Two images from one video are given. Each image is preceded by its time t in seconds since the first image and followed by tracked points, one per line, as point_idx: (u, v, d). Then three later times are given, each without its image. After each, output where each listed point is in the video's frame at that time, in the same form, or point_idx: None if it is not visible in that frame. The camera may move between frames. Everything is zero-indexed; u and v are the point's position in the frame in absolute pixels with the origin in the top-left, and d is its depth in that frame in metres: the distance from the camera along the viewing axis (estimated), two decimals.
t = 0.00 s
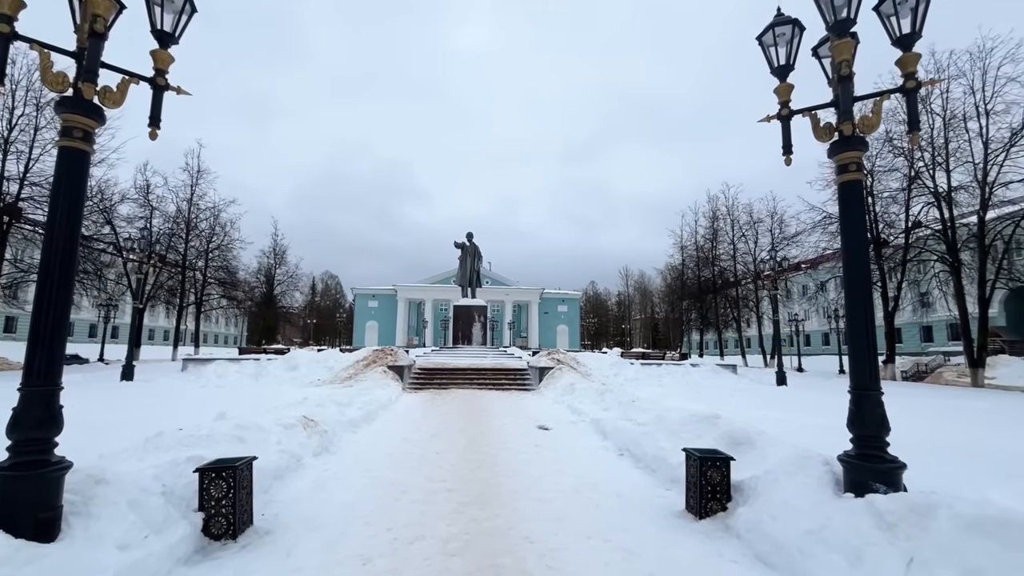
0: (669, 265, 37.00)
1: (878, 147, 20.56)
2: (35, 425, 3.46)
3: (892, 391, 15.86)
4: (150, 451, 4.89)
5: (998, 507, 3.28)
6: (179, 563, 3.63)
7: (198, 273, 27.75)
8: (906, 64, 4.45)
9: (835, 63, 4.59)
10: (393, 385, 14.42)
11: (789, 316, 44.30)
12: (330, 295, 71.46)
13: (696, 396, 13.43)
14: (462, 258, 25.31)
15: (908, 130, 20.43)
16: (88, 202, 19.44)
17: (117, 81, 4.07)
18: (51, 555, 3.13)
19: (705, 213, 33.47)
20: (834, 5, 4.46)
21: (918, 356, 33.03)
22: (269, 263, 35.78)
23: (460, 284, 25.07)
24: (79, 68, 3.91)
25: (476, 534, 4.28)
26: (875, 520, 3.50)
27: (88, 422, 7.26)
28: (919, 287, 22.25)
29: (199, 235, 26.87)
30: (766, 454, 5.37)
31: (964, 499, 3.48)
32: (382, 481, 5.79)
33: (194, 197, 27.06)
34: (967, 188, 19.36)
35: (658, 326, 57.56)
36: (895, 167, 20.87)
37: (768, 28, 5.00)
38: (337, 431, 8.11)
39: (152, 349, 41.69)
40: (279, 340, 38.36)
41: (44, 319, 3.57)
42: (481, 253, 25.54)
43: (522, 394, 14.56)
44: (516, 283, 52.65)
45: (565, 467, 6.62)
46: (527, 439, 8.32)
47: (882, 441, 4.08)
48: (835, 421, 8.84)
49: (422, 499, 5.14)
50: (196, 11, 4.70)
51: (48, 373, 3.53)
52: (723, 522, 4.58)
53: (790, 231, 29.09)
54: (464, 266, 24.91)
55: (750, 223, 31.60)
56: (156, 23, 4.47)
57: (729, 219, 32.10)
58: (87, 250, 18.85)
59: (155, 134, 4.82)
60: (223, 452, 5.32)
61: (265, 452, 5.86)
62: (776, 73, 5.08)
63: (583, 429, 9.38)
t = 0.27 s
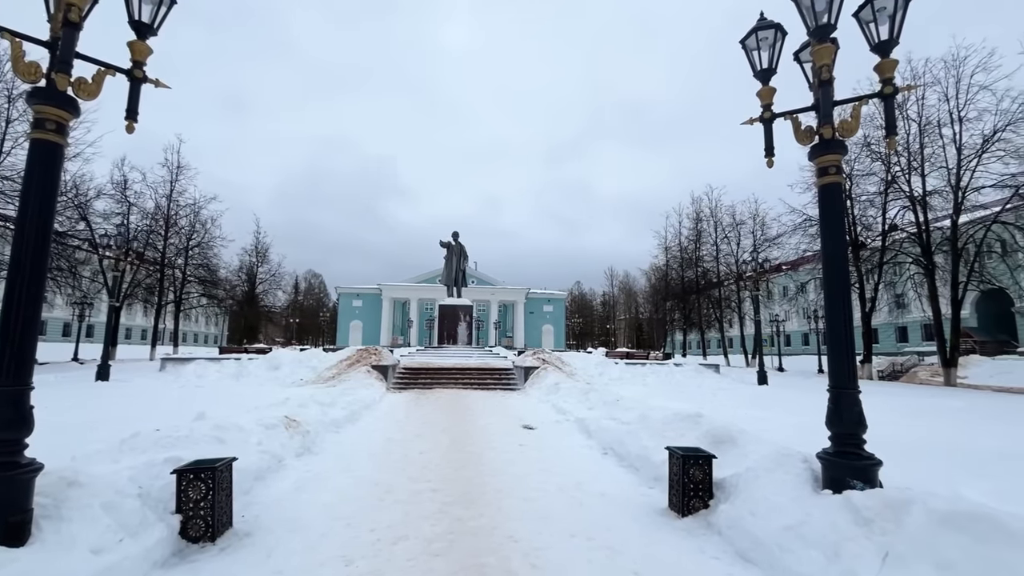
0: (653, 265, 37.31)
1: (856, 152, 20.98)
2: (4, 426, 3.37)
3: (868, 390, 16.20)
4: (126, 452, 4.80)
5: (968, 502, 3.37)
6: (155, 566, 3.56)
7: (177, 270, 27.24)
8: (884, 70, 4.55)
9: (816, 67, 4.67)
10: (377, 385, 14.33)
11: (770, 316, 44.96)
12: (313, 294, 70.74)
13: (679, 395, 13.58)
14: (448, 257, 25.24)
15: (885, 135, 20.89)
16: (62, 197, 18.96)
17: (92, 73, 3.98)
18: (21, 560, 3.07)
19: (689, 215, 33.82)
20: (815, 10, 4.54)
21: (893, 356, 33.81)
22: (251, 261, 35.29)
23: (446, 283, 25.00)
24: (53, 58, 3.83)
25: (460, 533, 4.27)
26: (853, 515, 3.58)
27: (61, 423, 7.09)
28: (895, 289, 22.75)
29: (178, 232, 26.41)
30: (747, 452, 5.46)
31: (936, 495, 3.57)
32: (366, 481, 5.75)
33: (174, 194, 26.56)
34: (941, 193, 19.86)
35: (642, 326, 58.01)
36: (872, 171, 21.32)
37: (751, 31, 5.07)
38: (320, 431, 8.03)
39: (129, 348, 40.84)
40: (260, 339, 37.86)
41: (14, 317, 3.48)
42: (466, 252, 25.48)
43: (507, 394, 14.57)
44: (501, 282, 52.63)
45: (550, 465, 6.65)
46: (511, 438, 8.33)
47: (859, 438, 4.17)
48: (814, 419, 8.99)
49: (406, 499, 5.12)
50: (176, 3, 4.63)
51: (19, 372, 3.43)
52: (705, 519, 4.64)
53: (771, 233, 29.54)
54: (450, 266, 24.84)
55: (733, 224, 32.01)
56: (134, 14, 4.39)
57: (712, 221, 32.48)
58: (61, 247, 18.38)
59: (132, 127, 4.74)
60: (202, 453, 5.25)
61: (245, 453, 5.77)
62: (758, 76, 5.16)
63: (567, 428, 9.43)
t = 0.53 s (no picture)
0: (639, 266, 37.56)
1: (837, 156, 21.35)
2: None
3: (848, 389, 16.51)
4: (102, 454, 4.70)
5: (942, 498, 3.46)
6: (131, 570, 3.50)
7: (157, 268, 26.74)
8: (864, 75, 4.64)
9: (798, 72, 4.75)
10: (362, 385, 14.22)
11: (753, 317, 45.55)
12: (298, 293, 69.97)
13: (664, 395, 13.69)
14: (434, 256, 25.14)
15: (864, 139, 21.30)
16: (37, 192, 18.51)
17: (68, 64, 3.91)
18: None
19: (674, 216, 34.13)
20: (797, 16, 4.61)
21: (872, 356, 34.50)
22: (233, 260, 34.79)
23: (432, 282, 24.90)
24: (26, 49, 3.74)
25: (445, 534, 4.26)
26: (832, 512, 3.65)
27: (34, 424, 6.91)
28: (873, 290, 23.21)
29: (158, 229, 25.95)
30: (729, 450, 5.53)
31: (912, 491, 3.65)
32: (350, 481, 5.70)
33: (154, 190, 26.07)
34: (917, 197, 20.31)
35: (628, 326, 58.41)
36: (852, 175, 21.72)
37: (735, 35, 5.13)
38: (303, 431, 7.95)
39: (106, 348, 40.01)
40: (243, 339, 37.33)
41: None
42: (453, 252, 25.42)
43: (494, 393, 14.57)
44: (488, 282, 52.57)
45: (535, 465, 6.66)
46: (497, 437, 8.34)
47: (837, 436, 4.25)
48: (794, 417, 9.15)
49: (390, 500, 5.09)
50: None
51: None
52: (689, 517, 4.69)
53: (754, 235, 29.94)
54: (436, 265, 24.75)
55: (717, 226, 32.40)
56: (112, 5, 4.32)
57: (697, 222, 32.81)
58: (36, 243, 17.95)
59: (109, 120, 4.66)
60: (181, 454, 5.16)
61: (226, 454, 5.70)
62: (742, 79, 5.23)
63: (553, 427, 9.45)
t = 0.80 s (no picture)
0: (625, 266, 37.81)
1: (818, 159, 21.73)
2: None
3: (828, 388, 16.80)
4: (79, 455, 4.61)
5: (916, 494, 3.56)
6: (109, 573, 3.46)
7: (137, 266, 26.25)
8: (844, 81, 4.74)
9: (780, 76, 4.83)
10: (347, 385, 14.12)
11: (736, 317, 46.14)
12: (282, 292, 69.21)
13: (649, 394, 13.82)
14: (421, 255, 25.04)
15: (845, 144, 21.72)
16: (11, 187, 18.07)
17: (44, 57, 3.85)
18: None
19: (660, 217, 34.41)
20: (779, 22, 4.70)
21: (852, 356, 35.15)
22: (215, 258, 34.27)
23: (419, 282, 24.80)
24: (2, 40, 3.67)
25: (431, 534, 4.26)
26: (811, 509, 3.72)
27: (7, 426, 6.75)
28: (853, 292, 23.65)
29: (138, 226, 25.48)
30: (712, 449, 5.60)
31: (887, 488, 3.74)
32: (335, 482, 5.67)
33: (134, 186, 25.60)
34: (896, 200, 20.77)
35: (614, 326, 58.78)
36: (833, 179, 22.11)
37: (720, 40, 5.20)
38: (286, 432, 7.87)
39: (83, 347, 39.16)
40: (225, 338, 36.79)
41: None
42: (440, 251, 25.36)
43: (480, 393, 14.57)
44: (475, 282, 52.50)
45: (521, 465, 6.68)
46: (484, 437, 8.35)
47: (816, 435, 4.33)
48: (775, 416, 9.31)
49: (375, 500, 5.07)
50: None
51: None
52: (671, 515, 4.75)
53: (738, 237, 30.35)
54: (423, 264, 24.66)
55: (702, 227, 32.76)
56: None
57: (682, 224, 33.14)
58: (10, 240, 17.53)
59: (87, 114, 4.60)
60: (161, 456, 5.09)
61: (207, 455, 5.62)
62: (726, 83, 5.30)
63: (539, 427, 9.49)
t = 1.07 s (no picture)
0: (612, 267, 38.00)
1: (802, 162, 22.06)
2: None
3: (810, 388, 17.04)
4: (55, 458, 4.52)
5: (892, 490, 3.64)
6: None
7: (116, 263, 25.74)
8: (826, 86, 4.83)
9: (764, 81, 4.90)
10: (332, 385, 14.01)
11: (721, 317, 46.63)
12: (266, 291, 68.38)
13: (635, 394, 13.91)
14: (408, 255, 24.92)
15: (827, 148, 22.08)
16: None
17: (20, 49, 3.79)
18: None
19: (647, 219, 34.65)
20: (763, 27, 4.77)
21: (833, 356, 35.72)
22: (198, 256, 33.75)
23: (406, 281, 24.67)
24: None
25: (416, 534, 4.26)
26: (791, 506, 3.79)
27: None
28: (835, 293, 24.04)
29: (118, 223, 25.04)
30: (696, 448, 5.67)
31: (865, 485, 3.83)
32: (319, 483, 5.63)
33: (113, 182, 25.10)
34: (876, 204, 21.16)
35: (601, 326, 59.03)
36: (816, 182, 22.46)
37: (705, 43, 5.27)
38: (270, 433, 7.80)
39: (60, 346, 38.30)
40: (208, 337, 36.26)
41: None
42: (427, 250, 25.27)
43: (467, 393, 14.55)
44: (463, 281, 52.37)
45: (508, 465, 6.69)
46: (470, 437, 8.35)
47: (797, 433, 4.41)
48: (758, 415, 9.45)
49: (360, 501, 5.05)
50: None
51: None
52: (656, 514, 4.80)
53: (723, 238, 30.67)
54: (410, 263, 24.55)
55: (688, 229, 33.07)
56: None
57: (669, 225, 33.40)
58: None
59: (65, 109, 4.54)
60: (141, 457, 5.01)
61: (189, 456, 5.55)
62: (711, 86, 5.37)
63: (526, 426, 9.51)
